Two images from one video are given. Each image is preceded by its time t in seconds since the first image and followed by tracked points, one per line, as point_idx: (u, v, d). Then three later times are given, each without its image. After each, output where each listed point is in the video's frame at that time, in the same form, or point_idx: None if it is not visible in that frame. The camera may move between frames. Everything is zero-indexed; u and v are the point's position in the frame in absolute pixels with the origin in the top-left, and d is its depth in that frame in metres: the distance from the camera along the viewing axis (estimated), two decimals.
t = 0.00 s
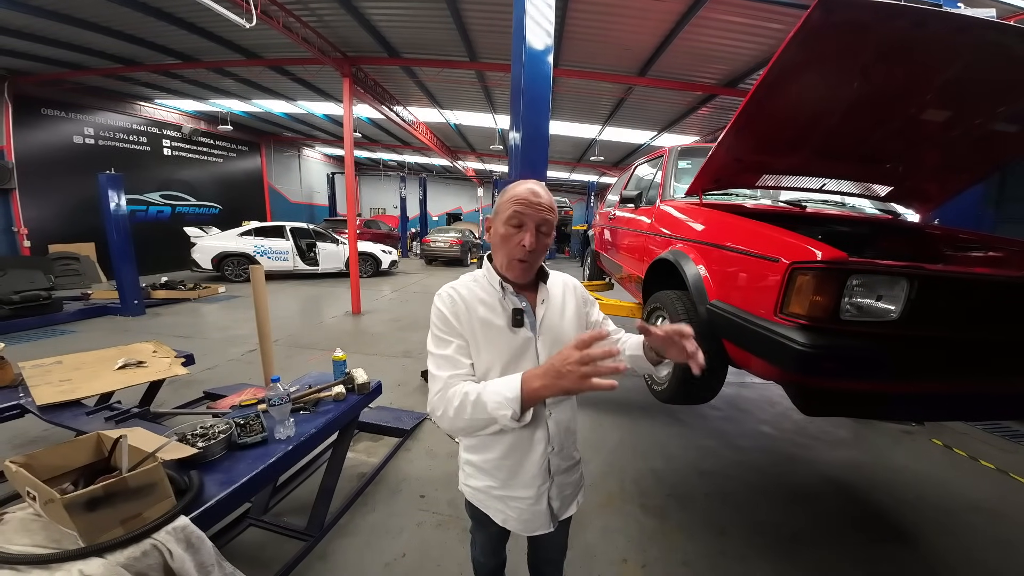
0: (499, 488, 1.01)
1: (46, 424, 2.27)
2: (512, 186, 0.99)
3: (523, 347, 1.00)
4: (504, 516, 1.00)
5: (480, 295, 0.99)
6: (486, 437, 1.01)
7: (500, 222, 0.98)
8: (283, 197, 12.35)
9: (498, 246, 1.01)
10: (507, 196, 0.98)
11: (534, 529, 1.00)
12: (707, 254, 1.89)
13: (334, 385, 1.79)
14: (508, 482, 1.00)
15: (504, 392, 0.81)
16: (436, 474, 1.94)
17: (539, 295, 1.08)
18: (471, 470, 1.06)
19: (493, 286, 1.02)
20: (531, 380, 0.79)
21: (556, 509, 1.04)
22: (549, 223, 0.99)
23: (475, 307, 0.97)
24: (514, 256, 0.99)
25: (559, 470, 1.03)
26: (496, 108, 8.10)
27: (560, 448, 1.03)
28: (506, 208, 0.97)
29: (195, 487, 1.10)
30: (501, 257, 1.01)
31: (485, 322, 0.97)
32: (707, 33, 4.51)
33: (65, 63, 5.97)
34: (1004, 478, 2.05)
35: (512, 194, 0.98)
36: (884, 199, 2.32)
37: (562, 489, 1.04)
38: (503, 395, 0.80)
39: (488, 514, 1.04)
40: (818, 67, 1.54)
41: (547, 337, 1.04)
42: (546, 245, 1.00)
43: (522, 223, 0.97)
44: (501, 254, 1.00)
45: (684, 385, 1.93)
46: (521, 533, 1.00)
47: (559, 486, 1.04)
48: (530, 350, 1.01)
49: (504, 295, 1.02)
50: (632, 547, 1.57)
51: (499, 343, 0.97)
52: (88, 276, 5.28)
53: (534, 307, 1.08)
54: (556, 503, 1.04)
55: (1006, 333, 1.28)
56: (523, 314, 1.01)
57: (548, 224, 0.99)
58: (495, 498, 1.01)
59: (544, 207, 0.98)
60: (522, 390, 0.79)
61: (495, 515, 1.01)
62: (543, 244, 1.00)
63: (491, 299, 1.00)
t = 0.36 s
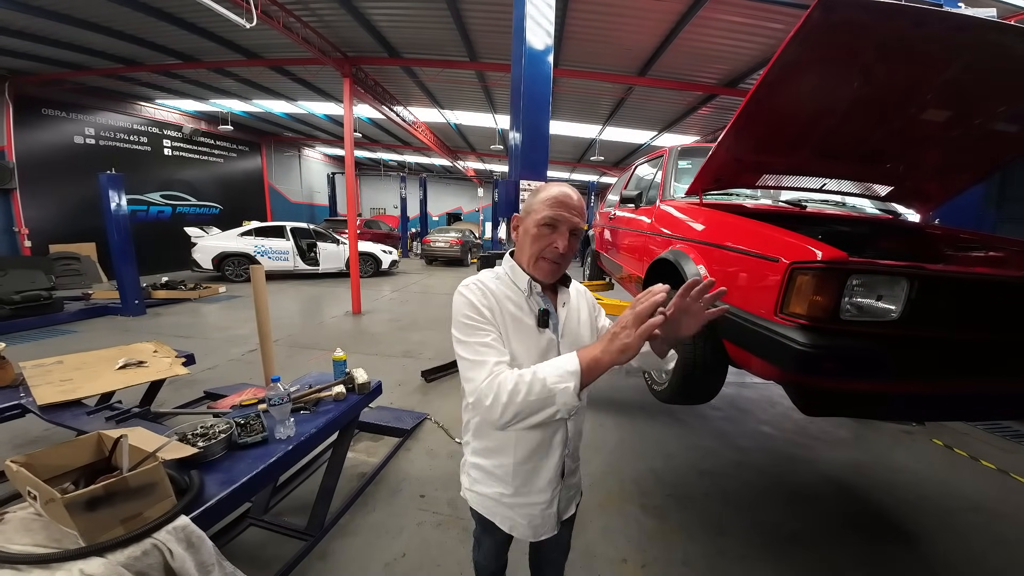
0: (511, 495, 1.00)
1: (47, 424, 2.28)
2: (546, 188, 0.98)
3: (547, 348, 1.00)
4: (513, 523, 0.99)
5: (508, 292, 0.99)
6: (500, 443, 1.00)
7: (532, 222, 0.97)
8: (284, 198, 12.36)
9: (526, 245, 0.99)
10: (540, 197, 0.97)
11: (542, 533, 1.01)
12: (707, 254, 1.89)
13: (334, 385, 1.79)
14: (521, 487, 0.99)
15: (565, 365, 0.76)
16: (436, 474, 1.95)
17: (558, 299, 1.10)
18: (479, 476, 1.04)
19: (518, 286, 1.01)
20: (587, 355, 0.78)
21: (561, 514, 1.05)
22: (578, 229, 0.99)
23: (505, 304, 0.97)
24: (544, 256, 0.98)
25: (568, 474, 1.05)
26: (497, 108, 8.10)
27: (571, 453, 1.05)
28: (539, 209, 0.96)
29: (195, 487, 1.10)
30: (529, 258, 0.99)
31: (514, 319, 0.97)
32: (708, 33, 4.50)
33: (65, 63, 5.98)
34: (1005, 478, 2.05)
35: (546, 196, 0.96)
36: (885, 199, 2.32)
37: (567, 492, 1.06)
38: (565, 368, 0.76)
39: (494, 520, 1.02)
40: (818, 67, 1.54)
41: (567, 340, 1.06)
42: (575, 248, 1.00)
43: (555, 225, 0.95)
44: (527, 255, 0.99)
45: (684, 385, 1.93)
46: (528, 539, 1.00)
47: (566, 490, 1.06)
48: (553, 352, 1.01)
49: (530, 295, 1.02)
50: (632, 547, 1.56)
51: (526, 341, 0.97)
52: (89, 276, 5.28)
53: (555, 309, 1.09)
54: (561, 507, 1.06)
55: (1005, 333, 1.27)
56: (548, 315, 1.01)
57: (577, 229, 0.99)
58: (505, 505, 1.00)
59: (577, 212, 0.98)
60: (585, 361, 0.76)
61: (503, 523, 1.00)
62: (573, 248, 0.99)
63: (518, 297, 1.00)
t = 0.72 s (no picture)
0: (510, 489, 1.00)
1: (47, 424, 2.28)
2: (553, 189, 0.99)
3: (556, 350, 1.00)
4: (510, 516, 0.99)
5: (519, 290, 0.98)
6: (502, 438, 1.00)
7: (541, 224, 0.97)
8: (285, 198, 12.38)
9: (536, 246, 1.00)
10: (547, 200, 0.98)
11: (539, 529, 1.01)
12: (707, 254, 1.89)
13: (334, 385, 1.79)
14: (520, 482, 0.99)
15: (581, 394, 0.76)
16: (436, 473, 1.95)
17: (568, 301, 1.08)
18: (479, 470, 1.04)
19: (529, 284, 1.01)
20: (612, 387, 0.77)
21: (560, 512, 1.05)
22: (589, 228, 0.99)
23: (517, 304, 0.97)
24: (552, 258, 0.98)
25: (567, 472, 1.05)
26: (497, 108, 8.10)
27: (571, 451, 1.05)
28: (548, 211, 0.97)
29: (195, 487, 1.10)
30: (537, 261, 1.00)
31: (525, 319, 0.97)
32: (708, 32, 4.50)
33: (66, 63, 5.98)
34: (1006, 478, 2.05)
35: (554, 197, 0.97)
36: (885, 198, 2.32)
37: (565, 490, 1.06)
38: (582, 398, 0.76)
39: (492, 514, 1.02)
40: (817, 67, 1.54)
41: (575, 342, 1.06)
42: (585, 247, 1.00)
43: (563, 227, 0.96)
44: (536, 256, 1.00)
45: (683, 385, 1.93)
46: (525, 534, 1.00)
47: (565, 488, 1.06)
48: (560, 354, 1.01)
49: (542, 294, 1.01)
50: (633, 547, 1.56)
51: (536, 343, 0.97)
52: (90, 276, 5.29)
53: (564, 311, 1.08)
54: (560, 506, 1.06)
55: (1004, 333, 1.27)
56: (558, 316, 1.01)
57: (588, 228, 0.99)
58: (504, 498, 1.00)
59: (585, 210, 0.98)
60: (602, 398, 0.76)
61: (501, 515, 1.00)
62: (583, 247, 0.99)
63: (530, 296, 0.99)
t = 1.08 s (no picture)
0: (506, 482, 1.01)
1: (47, 424, 2.28)
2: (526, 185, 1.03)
3: (537, 345, 1.00)
4: (508, 511, 1.00)
5: (496, 289, 1.00)
6: (494, 433, 1.02)
7: (516, 218, 1.01)
8: (285, 198, 12.38)
9: (517, 241, 1.02)
10: (520, 195, 1.01)
11: (537, 526, 1.00)
12: (707, 254, 1.88)
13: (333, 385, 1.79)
14: (514, 475, 1.00)
15: (485, 402, 0.89)
16: (436, 474, 1.95)
17: (556, 293, 1.07)
18: (476, 463, 1.06)
19: (511, 280, 1.02)
20: (511, 398, 0.89)
21: (558, 509, 1.03)
22: (562, 215, 1.02)
23: (491, 302, 0.98)
24: (535, 247, 1.00)
25: (563, 467, 1.03)
26: (497, 108, 8.09)
27: (566, 445, 1.03)
28: (519, 205, 1.01)
29: (195, 487, 1.10)
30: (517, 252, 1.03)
31: (500, 316, 0.98)
32: (708, 32, 4.50)
33: (66, 63, 5.98)
34: (1006, 478, 2.05)
35: (524, 192, 1.01)
36: (886, 198, 2.31)
37: (565, 487, 1.04)
38: (484, 406, 0.89)
39: (492, 508, 1.04)
40: (817, 67, 1.54)
41: (561, 338, 1.03)
42: (563, 235, 1.02)
43: (537, 216, 0.99)
44: (519, 249, 1.02)
45: (683, 386, 1.92)
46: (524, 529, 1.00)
47: (562, 484, 1.04)
48: (541, 348, 1.00)
49: (522, 290, 1.01)
50: (632, 548, 1.56)
51: (512, 340, 0.98)
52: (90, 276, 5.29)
53: (549, 306, 1.06)
54: (559, 504, 1.03)
55: (1004, 333, 1.27)
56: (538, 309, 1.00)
57: (561, 216, 1.01)
58: (501, 491, 1.01)
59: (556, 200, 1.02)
60: (502, 407, 0.88)
61: (499, 509, 1.01)
62: (561, 232, 1.01)
63: (507, 294, 1.00)
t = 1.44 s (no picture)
0: (488, 476, 1.02)
1: (47, 424, 2.28)
2: (501, 187, 1.01)
3: (515, 341, 1.00)
4: (491, 505, 1.01)
5: (477, 287, 1.02)
6: (478, 426, 1.03)
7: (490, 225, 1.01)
8: (285, 198, 12.38)
9: (492, 246, 1.03)
10: (493, 200, 1.01)
11: (518, 520, 1.00)
12: (708, 253, 1.88)
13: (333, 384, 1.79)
14: (496, 470, 1.01)
15: (444, 382, 0.92)
16: (435, 474, 1.94)
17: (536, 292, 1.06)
18: (463, 457, 1.07)
19: (491, 279, 1.04)
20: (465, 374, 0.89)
21: (540, 502, 1.03)
22: (535, 219, 0.98)
23: (470, 299, 1.01)
24: (507, 254, 0.99)
25: (545, 462, 1.02)
26: (497, 108, 8.09)
27: (548, 440, 1.02)
28: (492, 210, 1.01)
29: (193, 487, 1.10)
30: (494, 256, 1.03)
31: (478, 313, 1.00)
32: (708, 32, 4.49)
33: (66, 63, 5.98)
34: (1007, 478, 2.04)
35: (497, 197, 1.00)
36: (887, 198, 2.31)
37: (548, 482, 1.03)
38: (443, 385, 0.92)
39: (477, 502, 1.05)
40: (819, 66, 1.53)
41: (541, 333, 1.02)
42: (537, 240, 0.99)
43: (506, 224, 0.98)
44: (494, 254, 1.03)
45: (683, 385, 1.92)
46: (505, 523, 1.00)
47: (545, 479, 1.03)
48: (520, 343, 1.01)
49: (501, 288, 1.02)
50: (633, 548, 1.56)
51: (490, 335, 0.99)
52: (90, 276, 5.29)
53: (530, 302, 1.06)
54: (541, 498, 1.03)
55: (1006, 332, 1.26)
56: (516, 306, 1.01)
57: (533, 221, 0.98)
58: (484, 485, 1.02)
59: (530, 202, 0.98)
60: (458, 384, 0.90)
61: (482, 502, 1.02)
62: (534, 237, 0.99)
63: (487, 292, 1.01)
